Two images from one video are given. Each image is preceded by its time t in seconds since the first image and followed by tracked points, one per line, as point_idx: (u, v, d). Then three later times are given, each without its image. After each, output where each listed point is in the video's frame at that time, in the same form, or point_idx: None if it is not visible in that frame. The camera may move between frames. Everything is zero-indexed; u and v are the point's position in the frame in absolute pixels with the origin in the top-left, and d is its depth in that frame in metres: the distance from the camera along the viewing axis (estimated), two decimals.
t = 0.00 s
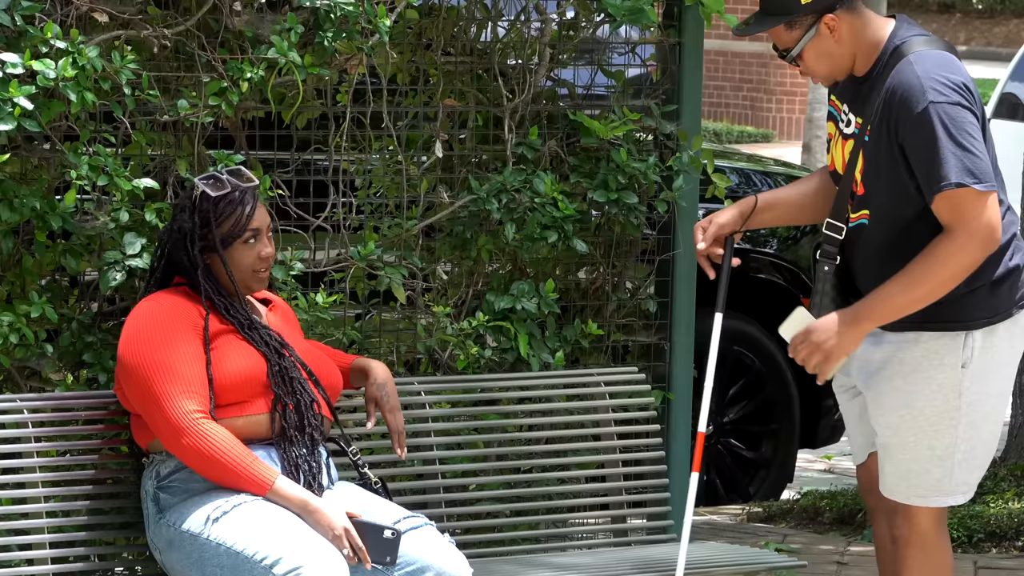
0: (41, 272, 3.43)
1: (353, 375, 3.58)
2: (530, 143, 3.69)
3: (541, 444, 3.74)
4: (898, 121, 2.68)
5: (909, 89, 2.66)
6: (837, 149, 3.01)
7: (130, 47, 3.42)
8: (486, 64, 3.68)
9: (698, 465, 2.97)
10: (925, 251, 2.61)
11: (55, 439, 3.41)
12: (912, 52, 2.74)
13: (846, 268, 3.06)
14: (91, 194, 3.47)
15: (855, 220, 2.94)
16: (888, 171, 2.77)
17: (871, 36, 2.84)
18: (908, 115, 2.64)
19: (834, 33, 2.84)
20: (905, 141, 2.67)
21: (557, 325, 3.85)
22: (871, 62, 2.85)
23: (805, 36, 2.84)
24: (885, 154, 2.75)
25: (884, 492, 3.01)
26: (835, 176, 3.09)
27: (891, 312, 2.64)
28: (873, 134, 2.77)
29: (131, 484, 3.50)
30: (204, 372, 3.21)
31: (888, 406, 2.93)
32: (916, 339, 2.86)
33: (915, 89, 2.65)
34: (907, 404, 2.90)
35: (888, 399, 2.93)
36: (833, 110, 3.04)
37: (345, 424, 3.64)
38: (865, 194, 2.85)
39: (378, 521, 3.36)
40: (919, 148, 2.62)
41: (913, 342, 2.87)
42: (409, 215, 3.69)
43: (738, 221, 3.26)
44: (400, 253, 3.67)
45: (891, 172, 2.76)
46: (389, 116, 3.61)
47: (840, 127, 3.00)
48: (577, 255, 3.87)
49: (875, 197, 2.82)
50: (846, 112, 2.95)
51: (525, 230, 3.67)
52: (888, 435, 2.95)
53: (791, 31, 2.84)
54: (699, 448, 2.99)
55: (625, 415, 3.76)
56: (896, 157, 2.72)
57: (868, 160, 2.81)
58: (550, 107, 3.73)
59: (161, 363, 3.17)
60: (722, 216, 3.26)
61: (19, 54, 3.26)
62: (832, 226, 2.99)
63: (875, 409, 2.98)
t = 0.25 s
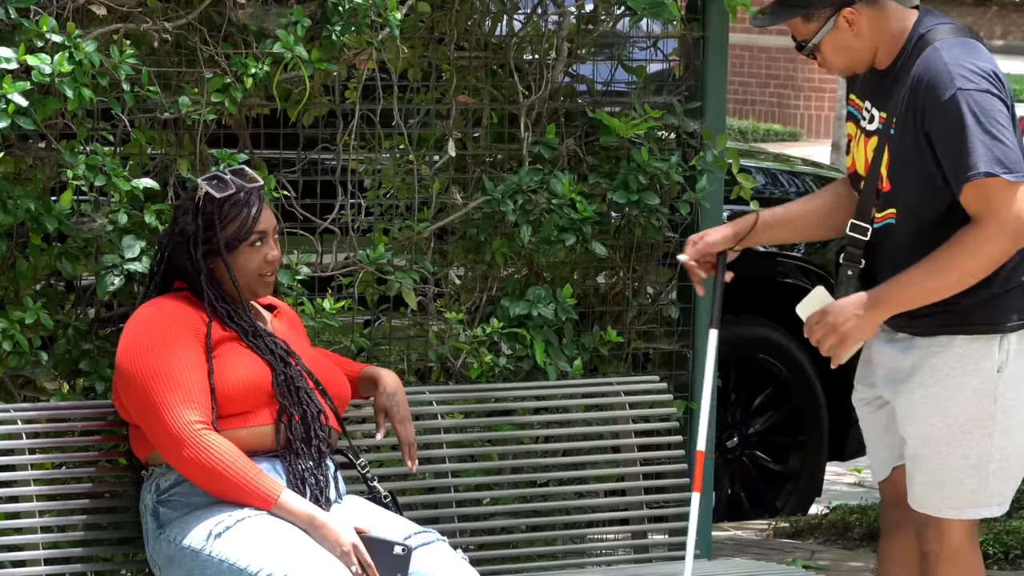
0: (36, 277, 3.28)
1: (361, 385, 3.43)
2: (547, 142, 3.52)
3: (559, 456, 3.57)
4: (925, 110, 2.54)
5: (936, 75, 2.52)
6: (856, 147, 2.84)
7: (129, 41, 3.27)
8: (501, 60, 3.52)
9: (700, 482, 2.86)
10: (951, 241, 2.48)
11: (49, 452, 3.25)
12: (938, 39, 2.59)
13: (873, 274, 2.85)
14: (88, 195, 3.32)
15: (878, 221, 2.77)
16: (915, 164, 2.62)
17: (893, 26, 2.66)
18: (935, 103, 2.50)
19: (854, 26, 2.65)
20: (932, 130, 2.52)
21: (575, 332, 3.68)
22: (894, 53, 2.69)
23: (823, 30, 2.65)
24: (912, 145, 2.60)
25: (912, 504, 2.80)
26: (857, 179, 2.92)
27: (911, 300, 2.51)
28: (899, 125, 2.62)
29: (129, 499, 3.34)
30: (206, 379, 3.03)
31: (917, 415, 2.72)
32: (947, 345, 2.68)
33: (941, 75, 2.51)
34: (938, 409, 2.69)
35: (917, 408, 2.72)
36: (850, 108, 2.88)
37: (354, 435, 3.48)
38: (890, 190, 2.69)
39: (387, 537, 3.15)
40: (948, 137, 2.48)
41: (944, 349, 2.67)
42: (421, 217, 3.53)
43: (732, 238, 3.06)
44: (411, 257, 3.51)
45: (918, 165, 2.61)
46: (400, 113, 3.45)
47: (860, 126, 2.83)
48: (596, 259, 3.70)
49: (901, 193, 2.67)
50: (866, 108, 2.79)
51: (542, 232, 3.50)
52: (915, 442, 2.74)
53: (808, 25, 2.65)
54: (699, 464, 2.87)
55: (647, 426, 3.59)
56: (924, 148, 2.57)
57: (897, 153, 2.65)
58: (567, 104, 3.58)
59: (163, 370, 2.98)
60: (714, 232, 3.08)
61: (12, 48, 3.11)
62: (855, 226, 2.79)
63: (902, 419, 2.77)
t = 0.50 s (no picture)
0: (28, 281, 3.13)
1: (369, 396, 3.24)
2: (563, 140, 3.36)
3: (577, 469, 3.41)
4: (961, 99, 2.37)
5: (972, 62, 2.36)
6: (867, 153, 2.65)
7: (126, 35, 3.12)
8: (516, 54, 3.37)
9: (691, 504, 2.74)
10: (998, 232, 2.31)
11: (41, 465, 3.10)
12: (966, 27, 2.44)
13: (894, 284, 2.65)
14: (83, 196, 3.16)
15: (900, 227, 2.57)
16: (949, 158, 2.44)
17: (913, 22, 2.49)
18: (974, 90, 2.34)
19: (872, 21, 2.46)
20: (970, 116, 2.36)
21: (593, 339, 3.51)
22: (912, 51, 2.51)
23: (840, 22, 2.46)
24: (947, 138, 2.43)
25: (928, 522, 2.60)
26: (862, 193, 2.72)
27: (960, 300, 2.33)
28: (929, 118, 2.45)
29: (125, 514, 3.18)
30: (207, 390, 2.77)
31: (942, 422, 2.53)
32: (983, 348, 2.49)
33: (979, 61, 2.36)
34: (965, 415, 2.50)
35: (942, 415, 2.53)
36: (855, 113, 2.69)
37: (360, 447, 3.33)
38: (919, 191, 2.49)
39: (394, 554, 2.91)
40: (992, 123, 2.31)
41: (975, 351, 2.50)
42: (431, 219, 3.37)
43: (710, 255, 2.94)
44: (421, 260, 3.35)
45: (952, 159, 2.43)
46: (409, 110, 3.30)
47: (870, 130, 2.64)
48: (614, 263, 3.53)
49: (934, 192, 2.48)
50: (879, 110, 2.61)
51: (558, 234, 3.34)
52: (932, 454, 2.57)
53: (825, 17, 2.46)
54: (688, 485, 2.76)
55: (666, 438, 3.43)
56: (960, 137, 2.40)
57: (926, 147, 2.47)
58: (585, 100, 3.42)
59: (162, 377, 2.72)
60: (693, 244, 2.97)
61: (3, 43, 2.97)
62: (879, 230, 2.58)
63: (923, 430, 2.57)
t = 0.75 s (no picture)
0: (21, 287, 2.98)
1: (379, 406, 3.08)
2: (581, 138, 3.19)
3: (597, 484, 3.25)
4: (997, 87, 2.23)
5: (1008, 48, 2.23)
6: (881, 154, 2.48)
7: (123, 28, 2.98)
8: (532, 48, 3.21)
9: (686, 518, 2.58)
10: None
11: (34, 479, 2.94)
12: (992, 16, 2.31)
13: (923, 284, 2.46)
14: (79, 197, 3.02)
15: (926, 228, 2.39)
16: (983, 150, 2.28)
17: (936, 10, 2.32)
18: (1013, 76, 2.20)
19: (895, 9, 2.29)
20: (1009, 103, 2.21)
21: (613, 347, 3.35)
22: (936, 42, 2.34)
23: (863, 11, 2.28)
24: (983, 129, 2.27)
25: (973, 534, 2.43)
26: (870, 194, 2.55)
27: (1017, 298, 2.15)
28: (960, 110, 2.29)
29: (123, 531, 3.03)
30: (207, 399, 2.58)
31: (990, 429, 2.37)
32: None
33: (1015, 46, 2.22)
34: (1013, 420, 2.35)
35: (989, 422, 2.37)
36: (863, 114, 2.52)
37: (370, 460, 3.18)
38: (951, 187, 2.32)
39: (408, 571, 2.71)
40: None
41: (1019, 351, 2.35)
42: (444, 221, 3.22)
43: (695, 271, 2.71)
44: (433, 264, 3.19)
45: (988, 151, 2.28)
46: (420, 107, 3.14)
47: (883, 129, 2.47)
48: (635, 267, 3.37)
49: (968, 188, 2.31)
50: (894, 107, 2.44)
51: (577, 236, 3.18)
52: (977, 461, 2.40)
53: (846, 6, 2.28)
54: (680, 499, 2.59)
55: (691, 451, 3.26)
56: (998, 126, 2.25)
57: (960, 139, 2.30)
58: (605, 96, 3.26)
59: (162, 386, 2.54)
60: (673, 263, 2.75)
61: None
62: (903, 230, 2.39)
63: (967, 438, 2.41)
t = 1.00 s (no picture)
0: (12, 293, 2.83)
1: (388, 419, 2.89)
2: (603, 137, 3.03)
3: (619, 501, 3.09)
4: None
5: None
6: (913, 153, 2.27)
7: (121, 22, 2.83)
8: (551, 43, 3.05)
9: (712, 539, 2.26)
10: None
11: (27, 496, 2.79)
12: None
13: (961, 283, 2.24)
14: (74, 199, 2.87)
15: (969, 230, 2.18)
16: None
17: None
18: None
19: None
20: None
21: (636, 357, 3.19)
22: (977, 31, 2.13)
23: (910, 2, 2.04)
24: None
25: None
26: (898, 194, 2.34)
27: None
28: (1009, 105, 2.09)
29: (120, 551, 2.87)
30: (211, 412, 2.38)
31: None
32: None
33: None
34: None
35: None
36: (889, 111, 2.31)
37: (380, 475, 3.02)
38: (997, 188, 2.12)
39: None
40: None
41: None
42: (457, 224, 3.06)
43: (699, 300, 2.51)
44: (446, 270, 3.04)
45: None
46: (433, 104, 2.99)
47: (915, 126, 2.26)
48: (659, 273, 3.21)
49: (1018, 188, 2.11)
50: (928, 102, 2.23)
51: (598, 241, 3.01)
52: None
53: None
54: (705, 521, 2.27)
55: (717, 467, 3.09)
56: None
57: (1006, 137, 2.10)
58: (626, 93, 3.10)
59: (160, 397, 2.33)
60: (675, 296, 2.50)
61: None
62: (946, 236, 2.17)
63: None
